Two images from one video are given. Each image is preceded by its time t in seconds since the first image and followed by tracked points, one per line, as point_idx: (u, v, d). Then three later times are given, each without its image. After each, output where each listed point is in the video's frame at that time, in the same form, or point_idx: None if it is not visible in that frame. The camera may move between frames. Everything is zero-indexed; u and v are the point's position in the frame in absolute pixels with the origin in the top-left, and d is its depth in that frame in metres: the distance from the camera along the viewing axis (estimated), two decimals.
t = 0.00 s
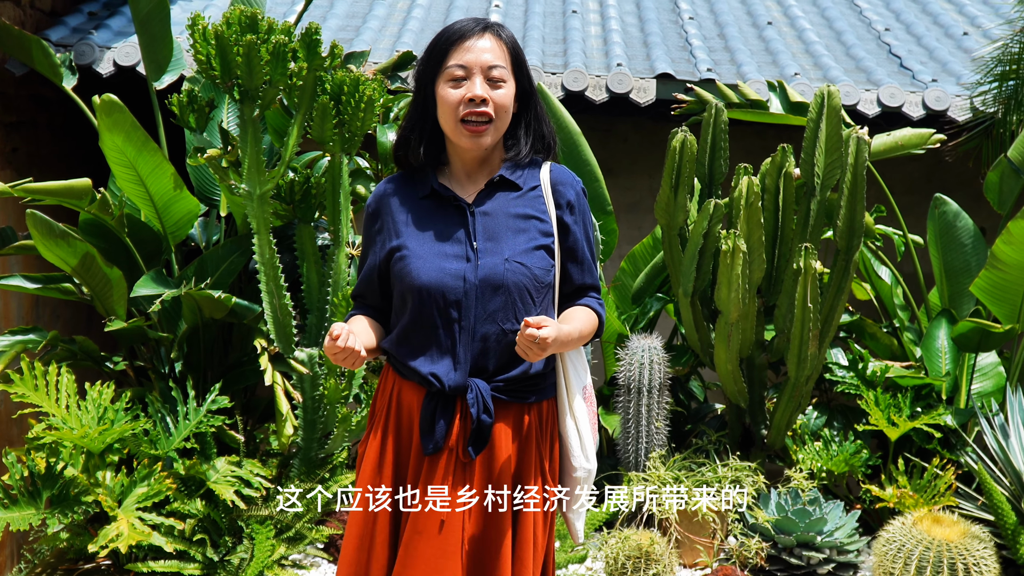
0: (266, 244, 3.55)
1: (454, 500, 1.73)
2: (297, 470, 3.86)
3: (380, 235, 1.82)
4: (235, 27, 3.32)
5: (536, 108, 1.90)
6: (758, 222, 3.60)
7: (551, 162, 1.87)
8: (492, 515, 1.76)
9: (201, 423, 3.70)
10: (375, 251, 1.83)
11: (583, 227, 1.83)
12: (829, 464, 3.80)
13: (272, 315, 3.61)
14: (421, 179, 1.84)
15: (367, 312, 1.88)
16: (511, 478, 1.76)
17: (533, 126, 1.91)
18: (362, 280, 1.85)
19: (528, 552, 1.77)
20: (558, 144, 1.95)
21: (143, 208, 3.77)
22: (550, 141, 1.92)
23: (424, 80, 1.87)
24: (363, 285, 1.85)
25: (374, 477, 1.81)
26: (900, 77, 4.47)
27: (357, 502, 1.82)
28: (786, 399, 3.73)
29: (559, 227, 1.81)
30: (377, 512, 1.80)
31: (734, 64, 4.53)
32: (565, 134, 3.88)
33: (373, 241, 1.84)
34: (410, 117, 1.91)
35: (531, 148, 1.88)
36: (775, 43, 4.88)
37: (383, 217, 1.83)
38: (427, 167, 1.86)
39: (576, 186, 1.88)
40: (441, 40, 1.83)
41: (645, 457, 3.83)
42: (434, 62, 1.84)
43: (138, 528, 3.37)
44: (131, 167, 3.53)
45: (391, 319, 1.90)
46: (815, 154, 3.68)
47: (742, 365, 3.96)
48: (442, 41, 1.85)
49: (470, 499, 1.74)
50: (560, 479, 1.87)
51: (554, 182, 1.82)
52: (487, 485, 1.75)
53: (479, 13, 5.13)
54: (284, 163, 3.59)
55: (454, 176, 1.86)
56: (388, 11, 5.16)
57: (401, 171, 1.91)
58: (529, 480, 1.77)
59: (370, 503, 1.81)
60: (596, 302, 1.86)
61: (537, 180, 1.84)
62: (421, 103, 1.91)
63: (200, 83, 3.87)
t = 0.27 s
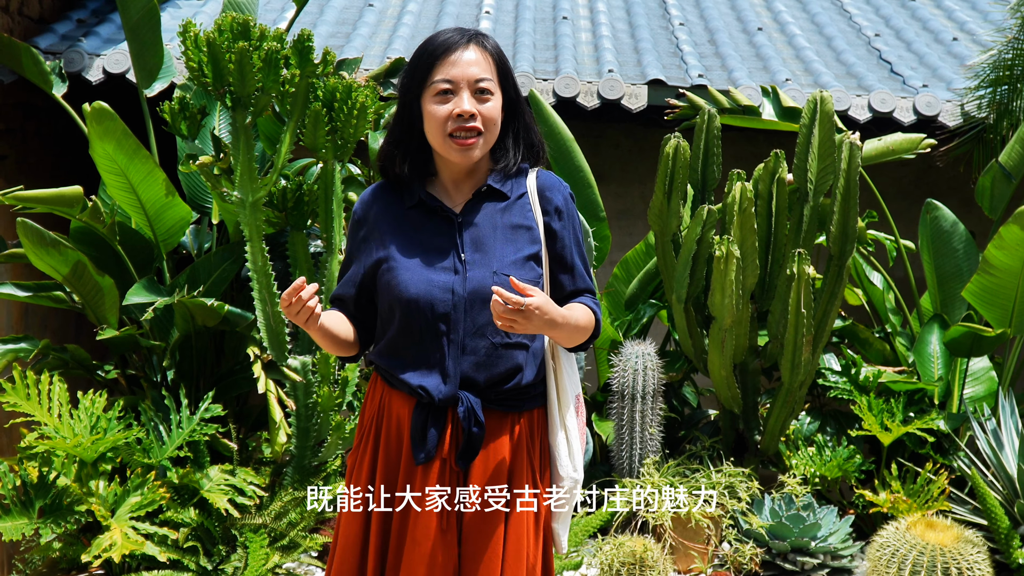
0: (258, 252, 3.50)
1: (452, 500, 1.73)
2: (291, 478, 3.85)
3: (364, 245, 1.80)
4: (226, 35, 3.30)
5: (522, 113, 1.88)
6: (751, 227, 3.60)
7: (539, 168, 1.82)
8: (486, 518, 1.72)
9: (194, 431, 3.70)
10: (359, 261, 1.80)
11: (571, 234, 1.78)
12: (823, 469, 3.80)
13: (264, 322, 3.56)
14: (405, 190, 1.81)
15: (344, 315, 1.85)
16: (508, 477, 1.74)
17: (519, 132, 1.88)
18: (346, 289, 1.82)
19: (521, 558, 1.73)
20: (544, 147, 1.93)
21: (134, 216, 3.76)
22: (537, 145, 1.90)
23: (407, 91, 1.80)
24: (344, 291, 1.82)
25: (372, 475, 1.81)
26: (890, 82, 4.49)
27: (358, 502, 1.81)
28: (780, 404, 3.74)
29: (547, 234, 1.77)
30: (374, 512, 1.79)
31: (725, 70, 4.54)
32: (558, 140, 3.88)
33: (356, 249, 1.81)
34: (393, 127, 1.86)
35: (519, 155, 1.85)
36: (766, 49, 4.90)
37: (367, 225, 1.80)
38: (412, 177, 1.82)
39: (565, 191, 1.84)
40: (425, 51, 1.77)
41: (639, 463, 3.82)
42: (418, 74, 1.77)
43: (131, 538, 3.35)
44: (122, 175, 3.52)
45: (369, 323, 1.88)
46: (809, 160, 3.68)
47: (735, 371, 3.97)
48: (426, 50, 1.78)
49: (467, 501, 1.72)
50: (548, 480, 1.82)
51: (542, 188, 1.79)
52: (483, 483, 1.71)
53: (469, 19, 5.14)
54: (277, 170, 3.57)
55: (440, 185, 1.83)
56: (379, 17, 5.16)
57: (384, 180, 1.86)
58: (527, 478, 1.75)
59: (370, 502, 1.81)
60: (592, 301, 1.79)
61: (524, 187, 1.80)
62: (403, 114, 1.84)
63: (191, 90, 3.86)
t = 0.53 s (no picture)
0: (252, 258, 3.51)
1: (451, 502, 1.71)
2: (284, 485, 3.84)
3: (354, 256, 1.79)
4: (219, 40, 3.26)
5: (511, 121, 1.88)
6: (744, 231, 3.61)
7: (527, 174, 1.84)
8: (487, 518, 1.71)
9: (188, 438, 3.69)
10: (348, 275, 1.80)
11: (560, 240, 1.80)
12: (817, 473, 3.80)
13: (258, 330, 3.58)
14: (395, 200, 1.81)
15: (337, 329, 1.84)
16: (508, 476, 1.73)
17: (508, 139, 1.88)
18: (336, 301, 1.81)
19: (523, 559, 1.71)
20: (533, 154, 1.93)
21: (127, 222, 3.75)
22: (526, 152, 1.90)
23: (395, 95, 1.81)
24: (337, 308, 1.82)
25: (371, 475, 1.80)
26: (881, 86, 4.51)
27: (358, 501, 1.80)
28: (774, 408, 3.74)
29: (537, 241, 1.78)
30: (375, 513, 1.78)
31: (716, 74, 4.56)
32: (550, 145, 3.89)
33: (345, 261, 1.81)
34: (380, 131, 1.87)
35: (506, 162, 1.85)
36: (756, 53, 4.92)
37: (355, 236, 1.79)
38: (401, 185, 1.82)
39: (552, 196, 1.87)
40: (414, 55, 1.77)
41: (633, 468, 3.82)
42: (407, 78, 1.78)
43: (125, 546, 3.34)
44: (115, 181, 3.51)
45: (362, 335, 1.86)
46: (801, 163, 3.69)
47: (729, 375, 3.97)
48: (414, 55, 1.78)
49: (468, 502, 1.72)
50: (548, 481, 1.84)
51: (531, 194, 1.80)
52: (483, 484, 1.72)
53: (461, 25, 5.15)
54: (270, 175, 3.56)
55: (429, 194, 1.83)
56: (370, 23, 5.16)
57: (373, 186, 1.87)
58: (527, 478, 1.73)
59: (370, 502, 1.80)
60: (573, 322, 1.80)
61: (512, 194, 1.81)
62: (392, 116, 1.85)
63: (183, 96, 3.85)
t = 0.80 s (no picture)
0: (243, 263, 3.49)
1: (451, 500, 1.73)
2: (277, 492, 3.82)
3: (352, 259, 1.78)
4: (210, 45, 3.28)
5: (520, 132, 1.89)
6: (736, 236, 3.61)
7: (532, 189, 1.84)
8: (486, 516, 1.74)
9: (180, 444, 3.67)
10: (346, 281, 1.78)
11: (563, 258, 1.82)
12: (810, 476, 3.81)
13: (249, 335, 3.55)
14: (399, 206, 1.81)
15: (334, 339, 1.81)
16: (508, 477, 1.75)
17: (516, 152, 1.88)
18: (332, 307, 1.79)
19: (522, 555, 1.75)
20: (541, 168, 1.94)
21: (118, 228, 3.74)
22: (534, 165, 1.91)
23: (406, 95, 1.83)
24: (334, 316, 1.80)
25: (369, 476, 1.80)
26: (871, 90, 4.53)
27: (356, 501, 1.80)
28: (767, 412, 3.74)
29: (541, 257, 1.79)
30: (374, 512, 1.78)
31: (707, 79, 4.57)
32: (542, 149, 3.89)
33: (342, 265, 1.79)
34: (388, 134, 1.89)
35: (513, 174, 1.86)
36: (746, 58, 4.94)
37: (356, 241, 1.78)
38: (405, 192, 1.83)
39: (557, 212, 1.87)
40: (427, 56, 1.79)
41: (627, 472, 3.81)
42: (419, 78, 1.80)
43: (118, 553, 3.32)
44: (105, 187, 3.50)
45: (358, 346, 1.85)
46: (793, 168, 3.69)
47: (721, 379, 3.97)
48: (427, 56, 1.80)
49: (468, 502, 1.73)
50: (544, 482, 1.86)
51: (535, 210, 1.80)
52: (484, 484, 1.72)
53: (450, 30, 5.17)
54: (261, 181, 3.55)
55: (433, 203, 1.83)
56: (360, 28, 5.17)
57: (377, 191, 1.88)
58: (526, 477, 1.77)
59: (370, 502, 1.80)
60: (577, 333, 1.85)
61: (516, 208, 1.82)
62: (402, 118, 1.87)
63: (173, 101, 3.85)
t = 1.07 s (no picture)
0: (237, 268, 3.48)
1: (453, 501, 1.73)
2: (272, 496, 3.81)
3: (361, 256, 1.77)
4: (203, 49, 3.25)
5: (538, 138, 1.92)
6: (730, 239, 3.61)
7: (548, 200, 1.90)
8: (485, 516, 1.74)
9: (174, 449, 3.66)
10: (354, 278, 1.77)
11: (576, 269, 1.87)
12: (804, 479, 3.81)
13: (242, 339, 3.54)
14: (413, 205, 1.83)
15: (333, 337, 1.80)
16: (509, 477, 1.75)
17: (533, 159, 1.92)
18: (336, 305, 1.78)
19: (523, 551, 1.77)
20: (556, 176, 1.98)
21: (111, 233, 3.73)
22: (550, 173, 1.95)
23: (424, 95, 1.84)
24: (338, 315, 1.78)
25: (370, 477, 1.80)
26: (863, 93, 4.54)
27: (357, 501, 1.80)
28: (761, 415, 3.74)
29: (556, 268, 1.85)
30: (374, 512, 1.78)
31: (699, 82, 4.59)
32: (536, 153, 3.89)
33: (350, 263, 1.78)
34: (404, 133, 1.90)
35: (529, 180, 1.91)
36: (738, 61, 4.95)
37: (367, 239, 1.78)
38: (422, 194, 1.85)
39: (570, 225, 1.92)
40: (447, 58, 1.80)
41: (621, 476, 3.80)
42: (438, 80, 1.81)
43: (112, 558, 3.30)
44: (98, 191, 3.49)
45: (357, 346, 1.83)
46: (786, 171, 3.70)
47: (715, 383, 3.97)
48: (447, 58, 1.82)
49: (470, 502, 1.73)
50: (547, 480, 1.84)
51: (551, 221, 1.86)
52: (485, 484, 1.72)
53: (442, 34, 5.19)
54: (255, 185, 3.54)
55: (448, 206, 1.86)
56: (352, 31, 5.17)
57: (389, 190, 1.88)
58: (527, 478, 1.77)
59: (370, 502, 1.80)
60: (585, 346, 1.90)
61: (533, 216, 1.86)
62: (419, 120, 1.89)
63: (166, 105, 3.85)
